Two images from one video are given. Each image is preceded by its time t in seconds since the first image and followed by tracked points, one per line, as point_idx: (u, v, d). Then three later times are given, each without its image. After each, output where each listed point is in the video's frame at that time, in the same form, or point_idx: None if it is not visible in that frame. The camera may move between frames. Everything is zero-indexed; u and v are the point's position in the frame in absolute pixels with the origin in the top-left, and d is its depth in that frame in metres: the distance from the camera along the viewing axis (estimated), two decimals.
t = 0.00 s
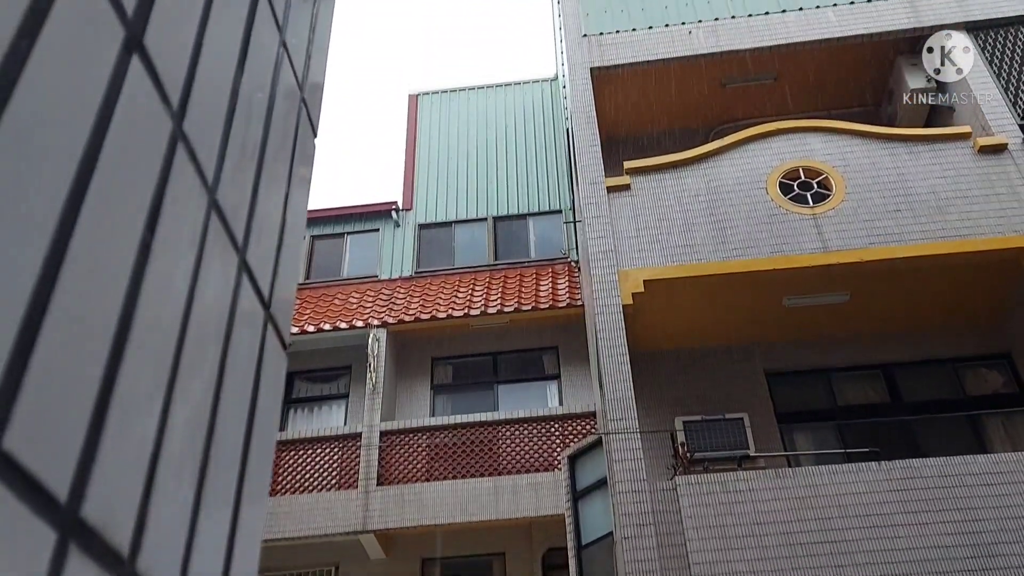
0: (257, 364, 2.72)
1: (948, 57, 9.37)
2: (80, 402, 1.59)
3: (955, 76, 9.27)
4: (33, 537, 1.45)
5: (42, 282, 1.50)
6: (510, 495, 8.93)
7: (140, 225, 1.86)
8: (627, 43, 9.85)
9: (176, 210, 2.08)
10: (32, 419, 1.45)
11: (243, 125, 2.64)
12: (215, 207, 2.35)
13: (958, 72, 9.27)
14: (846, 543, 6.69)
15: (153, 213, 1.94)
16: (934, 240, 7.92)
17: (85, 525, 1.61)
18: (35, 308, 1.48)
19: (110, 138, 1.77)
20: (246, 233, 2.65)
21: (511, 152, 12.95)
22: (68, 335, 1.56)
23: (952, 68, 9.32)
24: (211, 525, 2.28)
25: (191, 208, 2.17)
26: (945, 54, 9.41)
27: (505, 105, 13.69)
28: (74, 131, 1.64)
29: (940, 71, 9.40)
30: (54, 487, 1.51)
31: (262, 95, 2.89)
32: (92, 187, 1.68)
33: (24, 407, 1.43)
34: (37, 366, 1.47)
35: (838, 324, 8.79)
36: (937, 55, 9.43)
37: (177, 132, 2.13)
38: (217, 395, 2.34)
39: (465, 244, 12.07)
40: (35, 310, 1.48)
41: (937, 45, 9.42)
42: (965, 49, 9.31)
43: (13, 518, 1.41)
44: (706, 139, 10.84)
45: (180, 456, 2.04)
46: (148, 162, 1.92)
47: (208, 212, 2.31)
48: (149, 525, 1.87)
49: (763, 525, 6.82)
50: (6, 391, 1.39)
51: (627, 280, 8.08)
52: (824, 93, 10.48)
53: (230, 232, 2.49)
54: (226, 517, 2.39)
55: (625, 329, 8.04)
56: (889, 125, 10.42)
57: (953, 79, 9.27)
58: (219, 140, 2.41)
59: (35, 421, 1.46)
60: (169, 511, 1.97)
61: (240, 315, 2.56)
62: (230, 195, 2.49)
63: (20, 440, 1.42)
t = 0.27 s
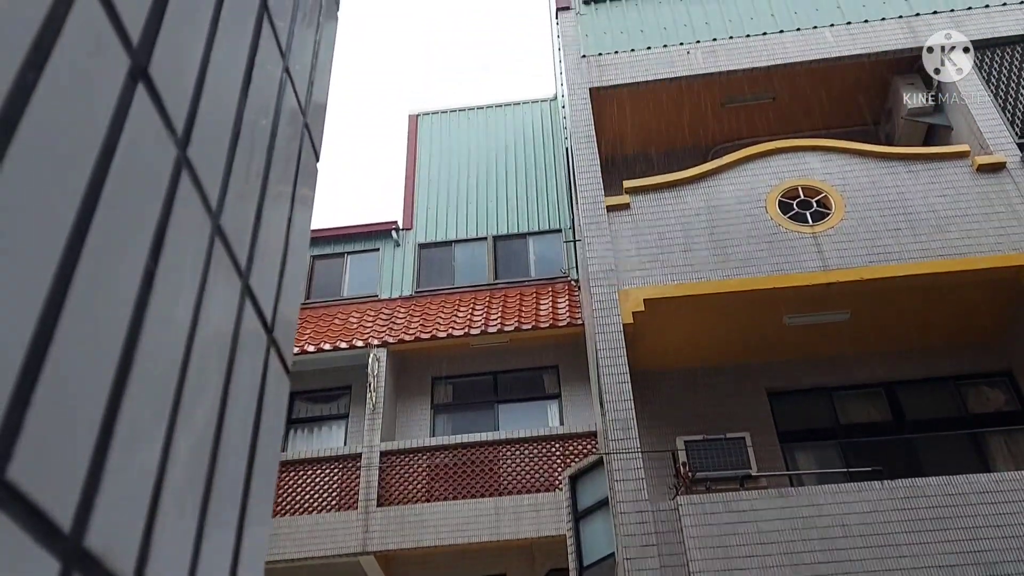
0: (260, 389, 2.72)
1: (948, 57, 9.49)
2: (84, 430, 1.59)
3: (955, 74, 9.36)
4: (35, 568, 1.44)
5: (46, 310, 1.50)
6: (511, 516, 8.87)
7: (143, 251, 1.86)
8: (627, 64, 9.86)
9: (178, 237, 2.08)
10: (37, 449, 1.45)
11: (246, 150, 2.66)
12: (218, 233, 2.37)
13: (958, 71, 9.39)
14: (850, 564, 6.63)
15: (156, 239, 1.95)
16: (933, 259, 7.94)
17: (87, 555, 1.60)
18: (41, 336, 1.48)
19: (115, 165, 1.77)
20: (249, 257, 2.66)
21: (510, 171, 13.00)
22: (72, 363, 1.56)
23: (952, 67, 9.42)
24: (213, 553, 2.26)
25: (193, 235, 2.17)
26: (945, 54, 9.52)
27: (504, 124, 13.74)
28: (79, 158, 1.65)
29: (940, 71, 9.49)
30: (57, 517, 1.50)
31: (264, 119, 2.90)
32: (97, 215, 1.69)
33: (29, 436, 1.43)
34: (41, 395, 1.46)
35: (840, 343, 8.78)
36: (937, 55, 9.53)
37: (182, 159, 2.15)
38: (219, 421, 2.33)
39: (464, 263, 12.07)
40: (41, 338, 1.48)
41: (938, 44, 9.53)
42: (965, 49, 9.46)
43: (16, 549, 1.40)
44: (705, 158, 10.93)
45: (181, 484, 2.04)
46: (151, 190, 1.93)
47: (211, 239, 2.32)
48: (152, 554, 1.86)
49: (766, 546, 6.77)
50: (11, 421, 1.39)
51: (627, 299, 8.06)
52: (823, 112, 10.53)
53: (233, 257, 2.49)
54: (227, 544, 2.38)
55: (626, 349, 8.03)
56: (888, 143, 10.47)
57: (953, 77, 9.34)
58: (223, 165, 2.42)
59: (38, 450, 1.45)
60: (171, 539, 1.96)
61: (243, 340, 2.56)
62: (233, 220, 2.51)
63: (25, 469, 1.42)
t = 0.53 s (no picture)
0: (266, 404, 2.73)
1: (948, 56, 9.55)
2: (96, 450, 1.59)
3: (955, 75, 9.48)
4: None
5: (59, 330, 1.50)
6: (512, 530, 8.84)
7: (154, 269, 1.87)
8: (626, 78, 9.89)
9: (187, 255, 2.08)
10: (49, 469, 1.45)
11: (254, 167, 2.68)
12: (226, 249, 2.37)
13: (958, 72, 9.50)
14: None
15: (165, 257, 1.95)
16: (934, 271, 7.94)
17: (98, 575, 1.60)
18: (54, 356, 1.48)
19: (126, 185, 1.78)
20: (257, 273, 2.67)
21: (510, 185, 13.03)
22: (85, 383, 1.56)
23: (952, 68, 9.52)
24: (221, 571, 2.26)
25: (202, 252, 2.18)
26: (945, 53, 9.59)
27: (504, 139, 13.79)
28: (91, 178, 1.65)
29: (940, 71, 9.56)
30: (68, 538, 1.50)
31: (271, 136, 2.92)
32: (109, 233, 1.69)
33: (41, 457, 1.43)
34: (54, 417, 1.46)
35: (841, 356, 8.77)
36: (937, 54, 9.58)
37: (190, 179, 2.14)
38: (227, 438, 2.33)
39: (465, 276, 12.08)
40: (54, 358, 1.48)
41: (938, 45, 9.59)
42: (965, 48, 9.53)
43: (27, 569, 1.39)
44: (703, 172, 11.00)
45: (189, 502, 2.04)
46: (161, 208, 1.93)
47: (219, 258, 2.31)
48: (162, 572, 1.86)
49: (769, 560, 6.73)
50: (24, 443, 1.39)
51: (628, 312, 8.05)
52: (822, 126, 10.58)
53: (241, 275, 2.49)
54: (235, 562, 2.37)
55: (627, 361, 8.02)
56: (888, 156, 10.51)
57: (953, 78, 9.47)
58: (231, 181, 2.43)
59: (50, 471, 1.45)
60: (180, 557, 1.96)
61: (250, 356, 2.56)
62: (241, 237, 2.52)
63: (37, 490, 1.42)
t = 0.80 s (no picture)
0: (271, 418, 2.73)
1: (948, 57, 9.63)
2: (102, 470, 1.59)
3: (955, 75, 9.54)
4: None
5: (66, 351, 1.50)
6: (512, 544, 8.81)
7: (160, 286, 1.88)
8: (627, 90, 9.91)
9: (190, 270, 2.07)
10: (55, 490, 1.45)
11: (259, 181, 2.69)
12: (230, 263, 2.37)
13: (958, 71, 9.57)
14: None
15: (170, 274, 1.94)
16: (935, 282, 7.95)
17: None
18: (60, 377, 1.48)
19: (133, 202, 1.79)
20: (261, 287, 2.67)
21: (510, 198, 13.06)
22: (92, 403, 1.57)
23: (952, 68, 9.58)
24: None
25: (208, 266, 2.19)
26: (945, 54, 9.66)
27: (504, 151, 13.83)
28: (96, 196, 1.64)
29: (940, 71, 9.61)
30: (73, 558, 1.50)
31: (275, 150, 2.94)
32: (115, 251, 1.69)
33: (48, 479, 1.43)
34: (60, 438, 1.47)
35: (843, 367, 8.75)
36: (937, 55, 9.67)
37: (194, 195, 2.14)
38: (232, 453, 2.33)
39: (465, 288, 12.08)
40: (60, 378, 1.47)
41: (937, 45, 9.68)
42: (965, 48, 9.61)
43: None
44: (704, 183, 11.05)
45: (195, 519, 2.04)
46: (166, 226, 1.94)
47: (223, 273, 2.31)
48: None
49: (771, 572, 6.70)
50: (31, 464, 1.39)
51: (629, 324, 8.04)
52: (821, 137, 10.61)
53: (244, 289, 2.50)
54: None
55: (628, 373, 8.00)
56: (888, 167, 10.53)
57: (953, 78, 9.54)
58: (236, 195, 2.44)
59: (53, 493, 1.44)
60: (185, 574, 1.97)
61: (254, 371, 2.57)
62: (246, 250, 2.53)
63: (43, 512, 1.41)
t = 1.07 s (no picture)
0: (275, 444, 2.89)
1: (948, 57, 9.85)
2: (110, 502, 1.76)
3: (955, 74, 9.71)
4: None
5: (72, 394, 1.65)
6: (516, 563, 8.75)
7: (165, 326, 2.04)
8: (628, 109, 9.97)
9: (193, 304, 2.22)
10: (64, 523, 1.61)
11: (266, 213, 2.85)
12: (237, 292, 2.56)
13: (958, 71, 9.74)
14: None
15: (173, 309, 2.10)
16: (939, 299, 7.95)
17: None
18: (66, 419, 1.63)
19: (140, 250, 1.96)
20: (268, 315, 2.85)
21: (513, 216, 13.08)
22: (100, 441, 1.74)
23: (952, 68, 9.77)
24: None
25: (213, 302, 2.37)
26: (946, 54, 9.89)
27: (507, 169, 13.87)
28: (101, 244, 1.80)
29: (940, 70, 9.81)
30: None
31: (281, 179, 3.06)
32: (120, 296, 1.85)
33: (57, 513, 1.59)
34: (68, 476, 1.63)
35: (845, 386, 8.75)
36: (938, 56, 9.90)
37: (197, 233, 2.28)
38: (237, 481, 2.50)
39: (468, 305, 12.07)
40: (65, 420, 1.62)
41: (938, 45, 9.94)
42: (965, 49, 9.86)
43: None
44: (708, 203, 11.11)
45: (199, 544, 2.21)
46: (172, 270, 2.11)
47: (226, 303, 2.46)
48: None
49: None
50: (40, 500, 1.54)
51: (632, 342, 8.03)
52: (822, 156, 10.68)
53: (251, 317, 2.68)
54: None
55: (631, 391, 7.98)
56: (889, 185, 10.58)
57: (953, 77, 9.70)
58: (242, 229, 2.62)
59: (61, 528, 1.60)
60: None
61: (259, 398, 2.74)
62: (252, 284, 2.71)
63: (50, 542, 1.56)
